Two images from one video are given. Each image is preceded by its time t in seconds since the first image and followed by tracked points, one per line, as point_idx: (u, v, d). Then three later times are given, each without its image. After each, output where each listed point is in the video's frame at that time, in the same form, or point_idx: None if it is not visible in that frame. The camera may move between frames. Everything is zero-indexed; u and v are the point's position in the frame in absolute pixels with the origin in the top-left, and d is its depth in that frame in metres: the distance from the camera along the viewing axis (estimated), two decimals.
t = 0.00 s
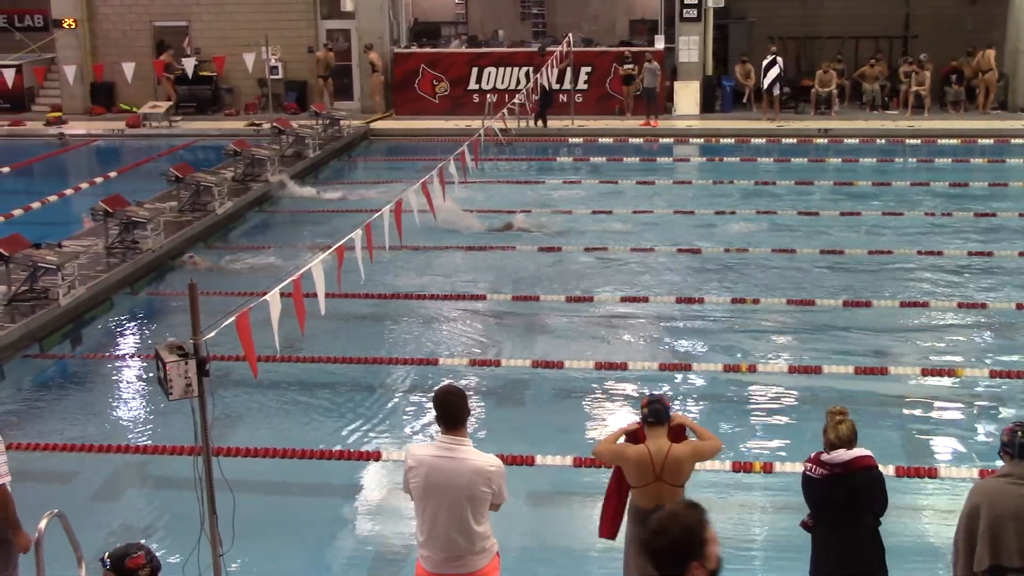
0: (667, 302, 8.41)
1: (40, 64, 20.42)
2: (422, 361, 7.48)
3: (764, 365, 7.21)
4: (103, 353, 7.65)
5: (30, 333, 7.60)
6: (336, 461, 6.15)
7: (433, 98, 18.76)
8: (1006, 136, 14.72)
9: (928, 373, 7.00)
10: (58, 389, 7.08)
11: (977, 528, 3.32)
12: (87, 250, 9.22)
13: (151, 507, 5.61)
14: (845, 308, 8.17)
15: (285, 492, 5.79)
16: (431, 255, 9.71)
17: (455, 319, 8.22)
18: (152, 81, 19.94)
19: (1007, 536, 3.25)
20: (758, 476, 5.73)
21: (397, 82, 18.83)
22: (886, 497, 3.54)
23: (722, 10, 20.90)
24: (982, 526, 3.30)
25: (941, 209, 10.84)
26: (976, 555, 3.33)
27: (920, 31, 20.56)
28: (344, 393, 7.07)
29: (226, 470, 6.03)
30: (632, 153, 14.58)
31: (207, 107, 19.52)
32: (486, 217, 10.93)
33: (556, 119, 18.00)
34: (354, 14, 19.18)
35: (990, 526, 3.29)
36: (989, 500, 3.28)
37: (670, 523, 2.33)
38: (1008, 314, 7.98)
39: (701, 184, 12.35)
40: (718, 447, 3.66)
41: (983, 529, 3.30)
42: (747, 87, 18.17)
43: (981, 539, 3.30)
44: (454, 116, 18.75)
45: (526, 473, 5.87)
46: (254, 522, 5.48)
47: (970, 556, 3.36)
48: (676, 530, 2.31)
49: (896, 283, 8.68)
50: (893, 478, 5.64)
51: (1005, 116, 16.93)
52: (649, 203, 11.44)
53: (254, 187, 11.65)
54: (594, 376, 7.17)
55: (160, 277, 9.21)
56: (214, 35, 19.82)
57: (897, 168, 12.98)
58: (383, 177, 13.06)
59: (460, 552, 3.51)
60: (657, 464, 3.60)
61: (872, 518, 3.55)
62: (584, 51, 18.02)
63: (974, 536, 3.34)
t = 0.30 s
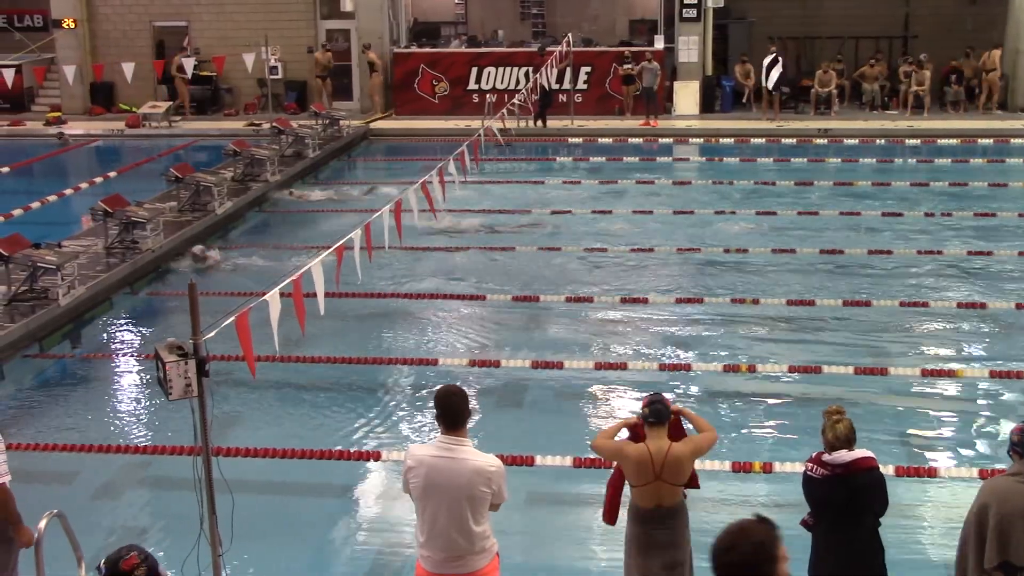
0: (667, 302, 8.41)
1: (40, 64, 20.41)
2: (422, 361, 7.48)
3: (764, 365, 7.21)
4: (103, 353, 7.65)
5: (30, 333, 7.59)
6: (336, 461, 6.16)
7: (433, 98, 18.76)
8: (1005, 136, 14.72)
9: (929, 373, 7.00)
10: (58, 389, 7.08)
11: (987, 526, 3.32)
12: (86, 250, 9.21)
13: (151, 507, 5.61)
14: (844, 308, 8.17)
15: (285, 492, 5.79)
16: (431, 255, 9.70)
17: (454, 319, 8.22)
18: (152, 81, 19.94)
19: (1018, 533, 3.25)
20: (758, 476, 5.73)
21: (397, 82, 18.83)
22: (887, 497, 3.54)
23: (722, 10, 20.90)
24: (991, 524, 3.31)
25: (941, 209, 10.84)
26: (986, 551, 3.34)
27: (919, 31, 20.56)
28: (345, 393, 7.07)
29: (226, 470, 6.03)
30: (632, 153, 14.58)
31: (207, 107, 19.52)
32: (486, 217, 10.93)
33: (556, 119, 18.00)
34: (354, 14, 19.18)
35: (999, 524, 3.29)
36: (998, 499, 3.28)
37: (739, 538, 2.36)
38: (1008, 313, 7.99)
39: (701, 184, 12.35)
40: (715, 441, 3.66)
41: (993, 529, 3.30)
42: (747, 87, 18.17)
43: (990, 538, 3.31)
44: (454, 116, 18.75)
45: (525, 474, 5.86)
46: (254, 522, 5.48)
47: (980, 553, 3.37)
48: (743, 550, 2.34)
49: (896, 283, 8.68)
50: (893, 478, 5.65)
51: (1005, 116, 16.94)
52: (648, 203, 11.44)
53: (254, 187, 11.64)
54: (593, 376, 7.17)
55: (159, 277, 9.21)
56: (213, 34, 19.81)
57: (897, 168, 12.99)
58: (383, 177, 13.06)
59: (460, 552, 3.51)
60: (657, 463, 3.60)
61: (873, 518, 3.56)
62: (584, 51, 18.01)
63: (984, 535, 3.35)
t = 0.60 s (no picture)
0: (667, 302, 8.41)
1: (40, 64, 20.41)
2: (422, 361, 7.48)
3: (764, 365, 7.21)
4: (103, 353, 7.65)
5: (30, 333, 7.60)
6: (335, 461, 6.15)
7: (432, 98, 18.76)
8: (1006, 135, 14.70)
9: (929, 373, 7.00)
10: (58, 389, 7.08)
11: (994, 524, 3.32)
12: (86, 250, 9.21)
13: (151, 506, 5.61)
14: (844, 308, 8.17)
15: (285, 492, 5.79)
16: (430, 255, 9.69)
17: (454, 319, 8.21)
18: (152, 82, 19.95)
19: None
20: (758, 476, 5.73)
21: (397, 82, 18.82)
22: (889, 497, 3.54)
23: (722, 10, 20.91)
24: (997, 524, 3.31)
25: (941, 209, 10.83)
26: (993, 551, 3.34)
27: (920, 31, 20.56)
28: (346, 393, 7.06)
29: (226, 470, 6.04)
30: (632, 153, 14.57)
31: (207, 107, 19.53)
32: (486, 217, 10.92)
33: (556, 119, 18.00)
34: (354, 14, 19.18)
35: (1006, 523, 3.29)
36: (1005, 498, 3.29)
37: (804, 549, 2.06)
38: (1008, 313, 7.98)
39: (701, 184, 12.34)
40: (716, 441, 3.67)
41: (999, 528, 3.30)
42: (747, 87, 18.17)
43: (998, 539, 3.31)
44: (454, 116, 18.75)
45: (525, 473, 5.86)
46: (254, 522, 5.48)
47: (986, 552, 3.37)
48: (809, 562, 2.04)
49: (897, 283, 8.68)
50: (893, 478, 5.65)
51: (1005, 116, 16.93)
52: (648, 203, 11.44)
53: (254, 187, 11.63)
54: (593, 376, 7.16)
55: (159, 277, 9.21)
56: (214, 35, 19.81)
57: (897, 168, 12.98)
58: (384, 177, 13.06)
59: (460, 552, 3.51)
60: (660, 462, 3.60)
61: (875, 518, 3.56)
62: (584, 51, 18.01)
63: (990, 534, 3.35)
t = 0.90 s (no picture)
0: (667, 302, 8.41)
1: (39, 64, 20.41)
2: (422, 361, 7.48)
3: (764, 365, 7.21)
4: (103, 353, 7.65)
5: (30, 333, 7.60)
6: (335, 461, 6.15)
7: (432, 98, 18.76)
8: (1006, 136, 14.70)
9: (929, 373, 7.01)
10: (58, 389, 7.08)
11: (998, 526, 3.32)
12: (86, 250, 9.21)
13: (151, 507, 5.61)
14: (844, 308, 8.17)
15: (286, 493, 5.79)
16: (430, 255, 9.69)
17: (453, 319, 8.21)
18: (152, 81, 19.95)
19: None
20: (758, 476, 5.73)
21: (397, 82, 18.82)
22: (889, 499, 3.53)
23: (722, 10, 20.91)
24: (1001, 524, 3.31)
25: (940, 209, 10.84)
26: (997, 552, 3.33)
27: (919, 31, 20.56)
28: (346, 394, 7.06)
29: (226, 470, 6.04)
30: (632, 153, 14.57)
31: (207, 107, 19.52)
32: (486, 217, 10.92)
33: (556, 119, 17.99)
34: (353, 14, 19.19)
35: (1009, 523, 3.29)
36: (1010, 498, 3.29)
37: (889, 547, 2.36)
38: (1008, 314, 7.99)
39: (701, 184, 12.34)
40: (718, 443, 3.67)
41: (1004, 528, 3.30)
42: (747, 87, 18.16)
43: (1003, 540, 3.30)
44: (453, 116, 18.75)
45: (525, 473, 5.87)
46: (254, 522, 5.48)
47: (990, 554, 3.36)
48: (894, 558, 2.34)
49: (897, 283, 8.68)
50: (893, 479, 5.65)
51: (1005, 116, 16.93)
52: (648, 203, 11.44)
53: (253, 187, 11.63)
54: (593, 376, 7.16)
55: (159, 277, 9.21)
56: (214, 34, 19.81)
57: (897, 168, 12.98)
58: (384, 177, 13.06)
59: (460, 552, 3.51)
60: (659, 461, 3.61)
61: (875, 519, 3.56)
62: (584, 51, 18.02)
63: (994, 537, 3.35)
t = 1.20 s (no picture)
0: (666, 302, 8.41)
1: (39, 64, 20.41)
2: (421, 361, 7.48)
3: (763, 365, 7.22)
4: (103, 353, 7.65)
5: (30, 333, 7.60)
6: (335, 460, 6.16)
7: (432, 98, 18.75)
8: (1005, 135, 14.69)
9: (928, 373, 7.01)
10: (58, 389, 7.08)
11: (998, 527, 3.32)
12: (86, 250, 9.20)
13: (151, 506, 5.62)
14: (843, 308, 8.17)
15: (285, 493, 5.80)
16: (430, 255, 9.68)
17: (453, 319, 8.21)
18: (152, 81, 19.95)
19: None
20: (757, 476, 5.74)
21: (396, 82, 18.81)
22: (888, 499, 3.53)
23: (722, 10, 20.90)
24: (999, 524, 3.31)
25: (939, 209, 10.84)
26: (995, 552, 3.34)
27: (919, 31, 20.56)
28: (346, 393, 7.06)
29: (225, 470, 6.04)
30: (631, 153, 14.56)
31: (207, 107, 19.52)
32: (485, 217, 10.91)
33: (555, 119, 17.99)
34: (353, 14, 19.19)
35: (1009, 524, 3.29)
36: (1008, 498, 3.29)
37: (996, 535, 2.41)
38: (1007, 313, 7.99)
39: (700, 184, 12.33)
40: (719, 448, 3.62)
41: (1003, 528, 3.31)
42: (747, 87, 18.15)
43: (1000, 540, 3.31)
44: (453, 116, 18.74)
45: (525, 473, 5.87)
46: (254, 522, 5.49)
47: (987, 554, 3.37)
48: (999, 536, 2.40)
49: (896, 283, 8.68)
50: (893, 478, 5.66)
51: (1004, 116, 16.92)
52: (648, 203, 11.44)
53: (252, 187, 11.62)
54: (593, 376, 7.17)
55: (159, 276, 9.21)
56: (213, 34, 19.80)
57: (897, 168, 12.98)
58: (384, 177, 13.06)
59: (460, 552, 3.51)
60: (655, 462, 3.60)
61: (875, 519, 3.55)
62: (583, 51, 18.02)
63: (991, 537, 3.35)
